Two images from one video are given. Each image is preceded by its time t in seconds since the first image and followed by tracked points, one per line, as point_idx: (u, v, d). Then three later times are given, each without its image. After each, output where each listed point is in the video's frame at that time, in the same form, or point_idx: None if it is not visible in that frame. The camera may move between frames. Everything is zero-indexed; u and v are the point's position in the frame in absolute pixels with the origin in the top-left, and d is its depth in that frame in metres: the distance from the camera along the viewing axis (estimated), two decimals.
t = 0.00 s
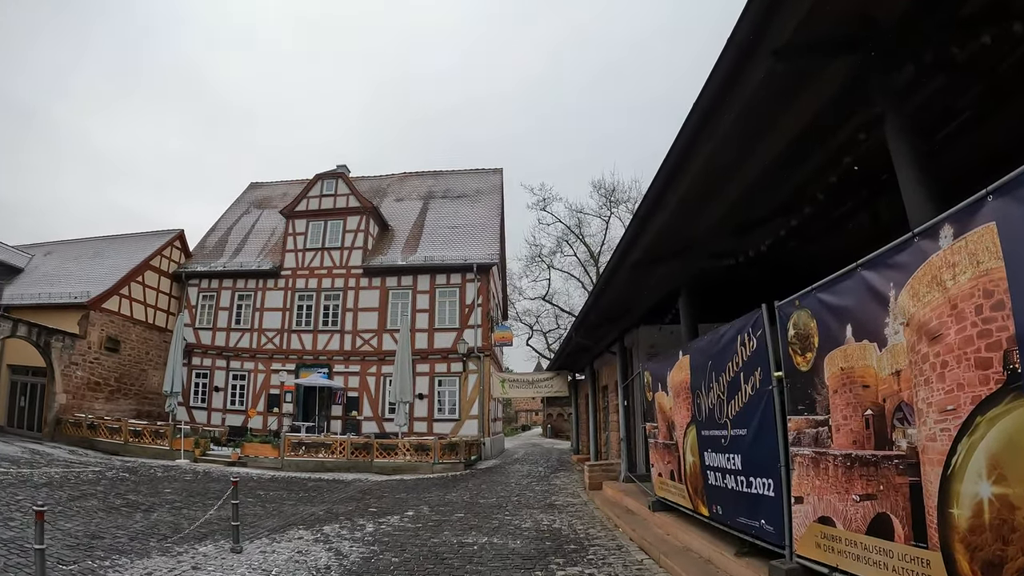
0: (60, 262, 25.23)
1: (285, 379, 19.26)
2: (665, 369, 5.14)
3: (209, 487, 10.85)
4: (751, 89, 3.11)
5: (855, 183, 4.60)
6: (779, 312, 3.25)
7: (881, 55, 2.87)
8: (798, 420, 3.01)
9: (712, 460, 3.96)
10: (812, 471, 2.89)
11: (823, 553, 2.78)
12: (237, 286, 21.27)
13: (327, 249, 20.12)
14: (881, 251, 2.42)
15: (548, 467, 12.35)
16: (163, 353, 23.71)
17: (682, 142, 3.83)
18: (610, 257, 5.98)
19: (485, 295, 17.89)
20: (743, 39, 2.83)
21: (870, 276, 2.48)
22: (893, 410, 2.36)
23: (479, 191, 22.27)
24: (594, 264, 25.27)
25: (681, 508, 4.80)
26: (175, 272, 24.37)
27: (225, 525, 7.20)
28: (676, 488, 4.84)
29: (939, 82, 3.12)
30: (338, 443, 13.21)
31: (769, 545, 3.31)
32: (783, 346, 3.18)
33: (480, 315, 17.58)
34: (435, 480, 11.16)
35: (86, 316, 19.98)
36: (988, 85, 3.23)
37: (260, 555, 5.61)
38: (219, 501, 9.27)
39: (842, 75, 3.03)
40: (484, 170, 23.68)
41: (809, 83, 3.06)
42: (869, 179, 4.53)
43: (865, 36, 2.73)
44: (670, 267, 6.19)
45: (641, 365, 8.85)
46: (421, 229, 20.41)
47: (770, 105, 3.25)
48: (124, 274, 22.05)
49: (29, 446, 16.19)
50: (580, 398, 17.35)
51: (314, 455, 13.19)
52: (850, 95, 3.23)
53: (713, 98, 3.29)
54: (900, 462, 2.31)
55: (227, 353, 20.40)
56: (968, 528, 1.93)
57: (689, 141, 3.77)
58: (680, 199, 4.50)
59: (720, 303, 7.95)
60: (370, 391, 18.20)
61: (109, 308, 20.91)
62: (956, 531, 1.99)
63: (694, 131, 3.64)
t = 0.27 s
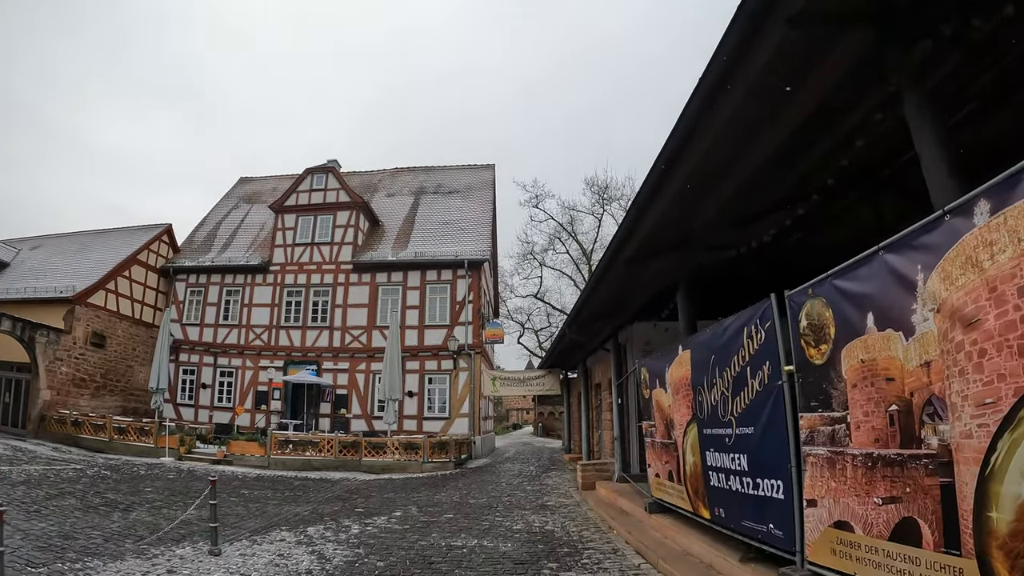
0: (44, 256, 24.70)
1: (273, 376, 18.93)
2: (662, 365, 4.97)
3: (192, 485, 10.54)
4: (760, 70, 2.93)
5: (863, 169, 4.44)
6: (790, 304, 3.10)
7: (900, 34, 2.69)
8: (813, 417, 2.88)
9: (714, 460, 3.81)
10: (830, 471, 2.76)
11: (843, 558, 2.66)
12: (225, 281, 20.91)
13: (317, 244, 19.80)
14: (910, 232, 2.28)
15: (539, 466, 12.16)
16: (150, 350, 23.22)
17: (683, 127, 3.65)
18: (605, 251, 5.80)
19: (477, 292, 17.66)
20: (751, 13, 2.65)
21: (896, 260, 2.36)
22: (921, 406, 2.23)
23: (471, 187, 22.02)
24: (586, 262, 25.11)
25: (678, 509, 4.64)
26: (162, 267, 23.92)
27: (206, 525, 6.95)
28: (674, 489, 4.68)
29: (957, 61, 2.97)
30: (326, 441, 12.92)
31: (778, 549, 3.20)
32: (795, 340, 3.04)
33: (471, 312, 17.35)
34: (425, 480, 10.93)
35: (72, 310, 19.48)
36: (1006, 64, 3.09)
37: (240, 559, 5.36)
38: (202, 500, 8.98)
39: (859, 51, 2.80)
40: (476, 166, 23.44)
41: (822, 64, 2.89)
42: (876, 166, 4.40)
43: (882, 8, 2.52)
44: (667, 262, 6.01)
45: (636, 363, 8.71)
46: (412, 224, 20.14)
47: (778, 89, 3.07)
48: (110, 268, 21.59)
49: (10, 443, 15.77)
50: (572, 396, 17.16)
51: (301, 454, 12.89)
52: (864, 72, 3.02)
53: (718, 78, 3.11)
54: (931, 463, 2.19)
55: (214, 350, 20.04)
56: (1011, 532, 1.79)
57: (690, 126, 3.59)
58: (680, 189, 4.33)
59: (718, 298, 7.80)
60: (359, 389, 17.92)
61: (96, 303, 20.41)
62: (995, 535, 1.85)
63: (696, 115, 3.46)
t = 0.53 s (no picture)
0: (36, 253, 24.37)
1: (266, 374, 18.67)
2: (664, 365, 4.75)
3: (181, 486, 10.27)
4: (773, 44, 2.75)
5: (879, 157, 4.23)
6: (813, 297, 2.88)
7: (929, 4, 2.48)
8: (836, 420, 2.66)
9: (725, 464, 3.59)
10: (856, 478, 2.55)
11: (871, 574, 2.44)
12: (218, 278, 20.63)
13: (311, 241, 19.53)
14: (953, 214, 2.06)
15: (536, 468, 11.92)
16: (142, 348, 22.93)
17: (693, 108, 3.48)
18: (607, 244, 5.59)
19: (473, 290, 17.41)
20: None
21: (932, 247, 2.14)
22: (963, 408, 2.01)
23: (468, 184, 21.78)
24: (583, 260, 24.90)
25: (684, 515, 4.43)
26: (156, 264, 23.58)
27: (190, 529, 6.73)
28: (679, 495, 4.46)
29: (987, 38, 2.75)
30: (319, 441, 12.65)
31: (795, 561, 2.99)
32: (816, 336, 2.83)
33: (467, 310, 17.10)
34: (419, 481, 10.69)
35: (63, 307, 19.20)
36: None
37: (223, 566, 5.11)
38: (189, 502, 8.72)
39: (883, 29, 2.57)
40: (473, 163, 23.20)
41: (840, 44, 2.69)
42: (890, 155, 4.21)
43: None
44: (670, 257, 5.81)
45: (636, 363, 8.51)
46: (408, 222, 19.87)
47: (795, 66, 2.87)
48: (102, 265, 21.25)
49: None
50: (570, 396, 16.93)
51: (293, 454, 12.62)
52: (885, 55, 2.80)
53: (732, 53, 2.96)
54: (974, 471, 1.96)
55: (207, 348, 19.76)
56: None
57: (701, 106, 3.42)
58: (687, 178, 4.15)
59: (719, 298, 7.59)
60: (354, 388, 17.66)
61: (87, 300, 20.13)
62: None
63: (708, 93, 3.29)
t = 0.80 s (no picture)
0: (27, 249, 24.02)
1: (259, 372, 18.38)
2: (667, 359, 4.53)
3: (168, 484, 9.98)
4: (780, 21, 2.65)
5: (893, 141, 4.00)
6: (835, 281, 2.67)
7: None
8: (863, 414, 2.43)
9: (735, 463, 3.37)
10: (888, 478, 2.33)
11: None
12: (212, 275, 20.35)
13: (306, 237, 19.25)
14: (996, 179, 1.85)
15: (533, 467, 11.69)
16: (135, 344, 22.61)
17: (702, 79, 3.31)
18: (606, 235, 5.39)
19: (470, 287, 17.15)
20: None
21: (976, 217, 1.92)
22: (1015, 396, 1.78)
23: (465, 180, 21.53)
24: (582, 259, 24.67)
25: (689, 519, 4.20)
26: (149, 260, 23.26)
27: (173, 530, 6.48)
28: (684, 497, 4.23)
29: None
30: (312, 439, 12.37)
31: (814, 570, 2.75)
32: (840, 323, 2.60)
33: (464, 307, 16.83)
34: (414, 481, 10.43)
35: (54, 303, 18.86)
36: None
37: (204, 569, 4.85)
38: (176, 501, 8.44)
39: None
40: (471, 159, 22.95)
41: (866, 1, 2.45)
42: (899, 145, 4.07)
43: None
44: (672, 249, 5.59)
45: (637, 360, 8.29)
46: (405, 218, 19.61)
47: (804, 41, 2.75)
48: (95, 260, 20.94)
49: None
50: (568, 395, 16.69)
51: (285, 453, 12.35)
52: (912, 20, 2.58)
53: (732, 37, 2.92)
54: None
55: (200, 345, 19.48)
56: None
57: (710, 77, 3.24)
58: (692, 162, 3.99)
59: (723, 293, 7.36)
60: (348, 386, 17.40)
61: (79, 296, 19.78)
62: None
63: (718, 62, 3.11)
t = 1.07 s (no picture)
0: (19, 246, 23.69)
1: (253, 371, 18.11)
2: (669, 359, 4.32)
3: (156, 485, 9.69)
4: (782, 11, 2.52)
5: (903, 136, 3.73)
6: (858, 271, 2.45)
7: None
8: (896, 417, 2.19)
9: (746, 470, 3.16)
10: (924, 489, 2.10)
11: None
12: (206, 272, 20.09)
13: (301, 234, 18.98)
14: None
15: (530, 469, 11.45)
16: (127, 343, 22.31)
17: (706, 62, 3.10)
18: (607, 226, 5.17)
19: (466, 285, 16.89)
20: None
21: None
22: None
23: (463, 178, 21.28)
24: (580, 257, 24.43)
25: (697, 526, 3.97)
26: (143, 257, 22.95)
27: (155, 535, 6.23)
28: (690, 504, 3.99)
29: None
30: (305, 440, 12.11)
31: None
32: (870, 317, 2.36)
33: (460, 306, 16.57)
34: (408, 482, 10.18)
35: (45, 300, 18.49)
36: None
37: None
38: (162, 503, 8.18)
39: None
40: (469, 157, 22.70)
41: None
42: (896, 151, 3.89)
43: None
44: (674, 243, 5.37)
45: (637, 360, 8.07)
46: (401, 215, 19.35)
47: (810, 30, 2.59)
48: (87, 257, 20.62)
49: None
50: (566, 395, 16.45)
51: (277, 454, 12.08)
52: None
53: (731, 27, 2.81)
54: None
55: (194, 344, 19.21)
56: None
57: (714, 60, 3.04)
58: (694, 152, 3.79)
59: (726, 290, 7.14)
60: (343, 385, 17.14)
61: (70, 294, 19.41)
62: None
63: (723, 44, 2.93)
